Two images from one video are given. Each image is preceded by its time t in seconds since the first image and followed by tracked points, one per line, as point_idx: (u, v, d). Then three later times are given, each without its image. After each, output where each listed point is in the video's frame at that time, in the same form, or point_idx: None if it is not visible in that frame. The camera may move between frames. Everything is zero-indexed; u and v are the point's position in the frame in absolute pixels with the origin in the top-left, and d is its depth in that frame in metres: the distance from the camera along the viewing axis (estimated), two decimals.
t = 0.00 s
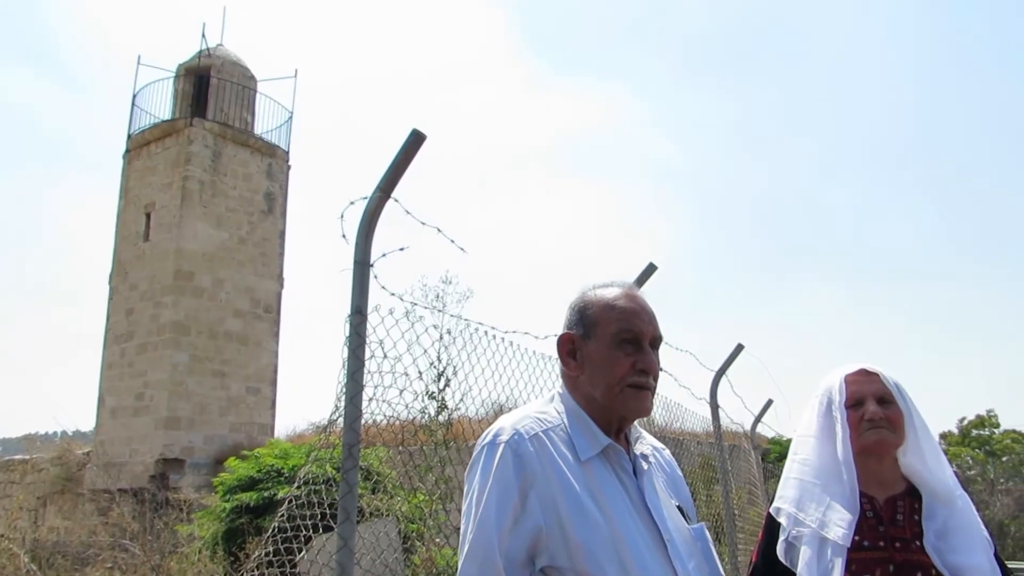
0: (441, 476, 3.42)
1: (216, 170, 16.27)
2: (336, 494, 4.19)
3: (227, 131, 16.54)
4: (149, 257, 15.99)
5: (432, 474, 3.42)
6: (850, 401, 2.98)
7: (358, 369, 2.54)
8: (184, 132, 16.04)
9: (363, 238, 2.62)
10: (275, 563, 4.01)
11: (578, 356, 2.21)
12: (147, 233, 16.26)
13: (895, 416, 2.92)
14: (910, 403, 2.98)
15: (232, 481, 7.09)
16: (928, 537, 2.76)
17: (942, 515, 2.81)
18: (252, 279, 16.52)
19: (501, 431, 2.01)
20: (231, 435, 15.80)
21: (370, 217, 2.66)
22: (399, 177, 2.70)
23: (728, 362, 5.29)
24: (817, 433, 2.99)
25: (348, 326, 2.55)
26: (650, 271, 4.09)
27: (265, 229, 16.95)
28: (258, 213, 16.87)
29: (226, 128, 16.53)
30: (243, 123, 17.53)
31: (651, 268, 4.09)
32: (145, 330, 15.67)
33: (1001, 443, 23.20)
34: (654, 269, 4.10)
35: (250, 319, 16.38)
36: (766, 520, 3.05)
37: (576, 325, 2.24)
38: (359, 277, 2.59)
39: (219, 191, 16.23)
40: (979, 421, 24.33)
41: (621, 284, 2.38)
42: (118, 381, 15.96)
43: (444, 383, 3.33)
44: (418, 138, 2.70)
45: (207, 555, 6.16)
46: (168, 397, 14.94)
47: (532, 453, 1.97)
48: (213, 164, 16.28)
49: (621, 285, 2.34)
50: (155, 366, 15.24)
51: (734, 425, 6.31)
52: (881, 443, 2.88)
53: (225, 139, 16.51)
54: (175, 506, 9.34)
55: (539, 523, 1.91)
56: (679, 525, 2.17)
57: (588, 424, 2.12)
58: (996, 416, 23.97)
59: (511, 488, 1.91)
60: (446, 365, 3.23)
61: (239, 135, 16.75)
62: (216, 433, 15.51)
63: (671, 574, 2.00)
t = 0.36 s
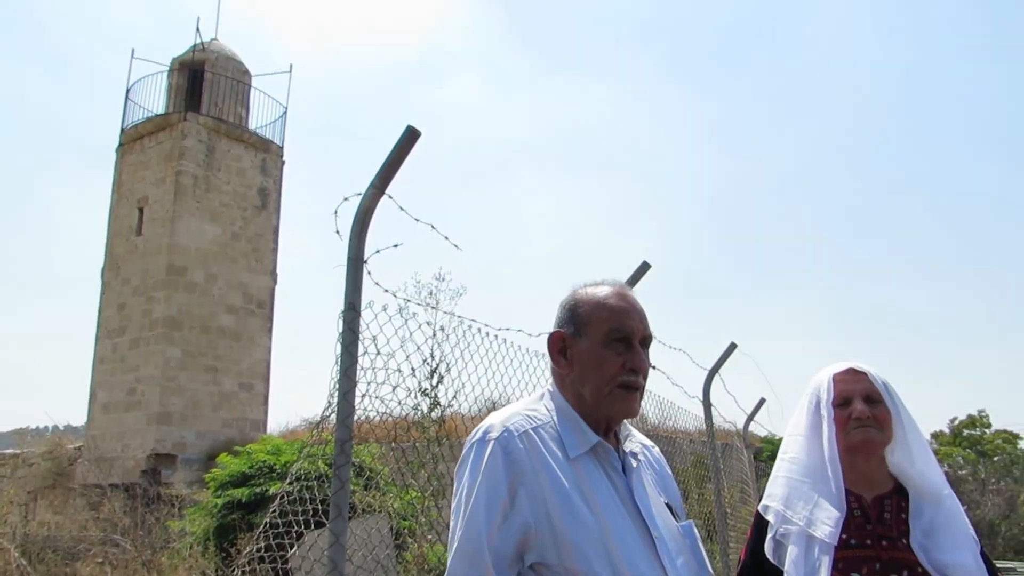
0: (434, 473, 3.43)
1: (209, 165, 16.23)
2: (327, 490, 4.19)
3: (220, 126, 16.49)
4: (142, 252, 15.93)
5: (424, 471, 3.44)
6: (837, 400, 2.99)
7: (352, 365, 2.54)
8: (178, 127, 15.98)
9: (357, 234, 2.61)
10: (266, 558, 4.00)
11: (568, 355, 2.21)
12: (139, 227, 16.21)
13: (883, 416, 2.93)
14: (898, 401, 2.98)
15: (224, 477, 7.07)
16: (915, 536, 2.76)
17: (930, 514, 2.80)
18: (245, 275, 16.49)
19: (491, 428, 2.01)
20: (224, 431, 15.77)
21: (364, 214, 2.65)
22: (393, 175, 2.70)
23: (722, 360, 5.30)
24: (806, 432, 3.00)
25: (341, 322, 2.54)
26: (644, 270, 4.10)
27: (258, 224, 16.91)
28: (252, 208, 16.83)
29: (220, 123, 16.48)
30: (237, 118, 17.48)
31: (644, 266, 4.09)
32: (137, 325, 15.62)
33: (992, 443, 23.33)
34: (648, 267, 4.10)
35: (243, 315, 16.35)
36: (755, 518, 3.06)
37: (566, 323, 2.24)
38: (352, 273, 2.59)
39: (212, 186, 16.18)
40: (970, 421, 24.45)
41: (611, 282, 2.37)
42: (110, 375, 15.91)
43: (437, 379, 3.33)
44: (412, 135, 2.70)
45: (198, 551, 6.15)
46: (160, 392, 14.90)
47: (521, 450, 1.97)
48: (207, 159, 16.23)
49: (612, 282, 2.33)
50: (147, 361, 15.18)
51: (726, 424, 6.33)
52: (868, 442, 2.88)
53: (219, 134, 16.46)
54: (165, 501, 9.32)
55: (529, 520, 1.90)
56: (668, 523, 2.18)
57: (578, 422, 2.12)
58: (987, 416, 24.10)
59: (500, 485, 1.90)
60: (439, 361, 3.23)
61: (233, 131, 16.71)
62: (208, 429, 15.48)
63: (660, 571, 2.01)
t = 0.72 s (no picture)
0: (426, 471, 3.45)
1: (203, 162, 16.19)
2: (320, 488, 4.20)
3: (214, 123, 16.45)
4: (135, 250, 15.89)
5: (417, 469, 3.46)
6: (823, 400, 3.01)
7: (345, 364, 2.54)
8: (171, 124, 15.93)
9: (350, 233, 2.62)
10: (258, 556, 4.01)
11: (558, 354, 2.22)
12: (133, 225, 16.17)
13: (868, 415, 2.95)
14: (883, 400, 2.99)
15: (217, 475, 7.07)
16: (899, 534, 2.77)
17: (914, 511, 2.82)
18: (238, 272, 16.46)
19: (481, 426, 2.01)
20: (217, 429, 15.75)
21: (357, 214, 2.66)
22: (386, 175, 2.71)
23: (715, 358, 5.32)
24: (794, 431, 3.02)
25: (334, 320, 2.55)
26: (637, 269, 4.11)
27: (252, 222, 16.89)
28: (245, 205, 16.81)
29: (213, 120, 16.44)
30: (231, 116, 17.44)
31: (637, 265, 4.11)
32: (130, 323, 15.58)
33: (984, 441, 23.44)
34: (641, 267, 4.11)
35: (236, 313, 16.33)
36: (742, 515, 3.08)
37: (555, 323, 2.25)
38: (345, 271, 2.59)
39: (206, 183, 16.15)
40: (962, 419, 24.56)
41: (599, 281, 2.38)
42: (103, 373, 15.87)
43: (430, 378, 3.35)
44: (406, 134, 2.70)
45: (191, 549, 6.14)
46: (153, 390, 14.87)
47: (511, 449, 1.98)
48: (200, 157, 16.19)
49: (599, 281, 2.34)
50: (140, 359, 15.15)
51: (719, 422, 6.35)
52: (853, 441, 2.90)
53: (213, 132, 16.42)
54: (158, 499, 9.30)
55: (518, 518, 1.91)
56: (656, 521, 2.19)
57: (567, 420, 2.13)
58: (979, 415, 24.20)
59: (490, 484, 1.91)
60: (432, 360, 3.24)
61: (227, 128, 16.67)
62: (202, 427, 15.46)
63: (648, 568, 2.02)
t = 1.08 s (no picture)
0: (419, 471, 3.46)
1: (195, 162, 16.16)
2: (313, 489, 4.20)
3: (207, 124, 16.43)
4: (127, 251, 15.85)
5: (409, 469, 3.46)
6: (809, 401, 3.03)
7: (337, 364, 2.55)
8: (164, 124, 15.89)
9: (342, 234, 2.62)
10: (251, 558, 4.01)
11: (546, 354, 2.22)
12: (125, 225, 16.13)
13: (854, 415, 2.96)
14: (869, 401, 3.01)
15: (210, 476, 7.06)
16: (886, 532, 2.79)
17: (899, 510, 2.83)
18: (231, 272, 16.43)
19: (470, 427, 2.02)
20: (210, 430, 15.72)
21: (349, 215, 2.66)
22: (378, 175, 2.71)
23: (708, 358, 5.34)
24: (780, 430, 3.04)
25: (326, 321, 2.55)
26: (629, 270, 4.12)
27: (245, 222, 16.86)
28: (238, 205, 16.78)
29: (206, 121, 16.41)
30: (224, 116, 17.41)
31: (628, 266, 4.12)
32: (122, 323, 15.54)
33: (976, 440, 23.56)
34: (632, 267, 4.12)
35: (230, 313, 16.30)
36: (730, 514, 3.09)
37: (544, 323, 2.26)
38: (337, 272, 2.59)
39: (199, 183, 16.12)
40: (954, 418, 24.67)
41: (588, 282, 2.39)
42: (95, 373, 15.82)
43: (422, 378, 3.35)
44: (397, 135, 2.70)
45: (185, 549, 6.13)
46: (146, 390, 14.83)
47: (501, 448, 1.98)
48: (193, 157, 16.16)
49: (587, 281, 2.35)
50: (133, 359, 15.12)
51: (712, 422, 6.36)
52: (839, 440, 2.91)
53: (206, 132, 16.39)
54: (151, 500, 9.28)
55: (509, 517, 1.91)
56: (645, 519, 2.20)
57: (556, 419, 2.13)
58: (971, 414, 24.31)
59: (481, 484, 1.91)
60: (424, 360, 3.25)
61: (220, 128, 16.64)
62: (195, 427, 15.44)
63: (637, 566, 2.02)
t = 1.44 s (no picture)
0: (415, 471, 3.46)
1: (190, 163, 16.13)
2: (310, 488, 4.20)
3: (202, 124, 16.40)
4: (123, 251, 15.83)
5: (406, 468, 3.47)
6: (803, 398, 3.01)
7: (333, 364, 2.55)
8: (159, 124, 15.86)
9: (337, 235, 2.62)
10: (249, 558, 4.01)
11: (541, 350, 2.21)
12: (120, 225, 16.10)
13: (848, 412, 2.94)
14: (864, 398, 2.99)
15: (206, 476, 7.06)
16: (882, 530, 2.80)
17: (894, 508, 2.83)
18: (227, 273, 16.42)
19: (464, 423, 2.02)
20: (207, 430, 15.71)
21: (345, 214, 2.66)
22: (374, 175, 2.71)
23: (703, 357, 5.34)
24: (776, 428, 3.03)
25: (322, 321, 2.55)
26: (625, 268, 4.13)
27: (241, 222, 16.85)
28: (234, 205, 16.76)
29: (201, 121, 16.38)
30: (219, 116, 17.39)
31: (624, 264, 4.12)
32: (118, 324, 15.52)
33: (971, 437, 23.63)
34: (627, 267, 4.13)
35: (225, 313, 16.28)
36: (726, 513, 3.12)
37: (538, 319, 2.24)
38: (333, 272, 2.59)
39: (194, 184, 16.10)
40: (949, 416, 24.74)
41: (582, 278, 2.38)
42: (91, 374, 15.80)
43: (418, 377, 3.35)
44: (393, 135, 2.71)
45: (181, 550, 6.13)
46: (142, 391, 14.81)
47: (494, 445, 1.99)
48: (188, 157, 16.13)
49: (581, 278, 2.34)
50: (129, 360, 15.09)
51: (708, 420, 6.37)
52: (834, 438, 2.90)
53: (201, 132, 16.36)
54: (147, 500, 9.27)
55: (502, 514, 1.92)
56: (639, 515, 2.17)
57: (550, 416, 2.13)
58: (966, 411, 24.38)
59: (474, 480, 1.92)
60: (421, 359, 3.25)
61: (215, 128, 16.61)
62: (191, 428, 15.42)
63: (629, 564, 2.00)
